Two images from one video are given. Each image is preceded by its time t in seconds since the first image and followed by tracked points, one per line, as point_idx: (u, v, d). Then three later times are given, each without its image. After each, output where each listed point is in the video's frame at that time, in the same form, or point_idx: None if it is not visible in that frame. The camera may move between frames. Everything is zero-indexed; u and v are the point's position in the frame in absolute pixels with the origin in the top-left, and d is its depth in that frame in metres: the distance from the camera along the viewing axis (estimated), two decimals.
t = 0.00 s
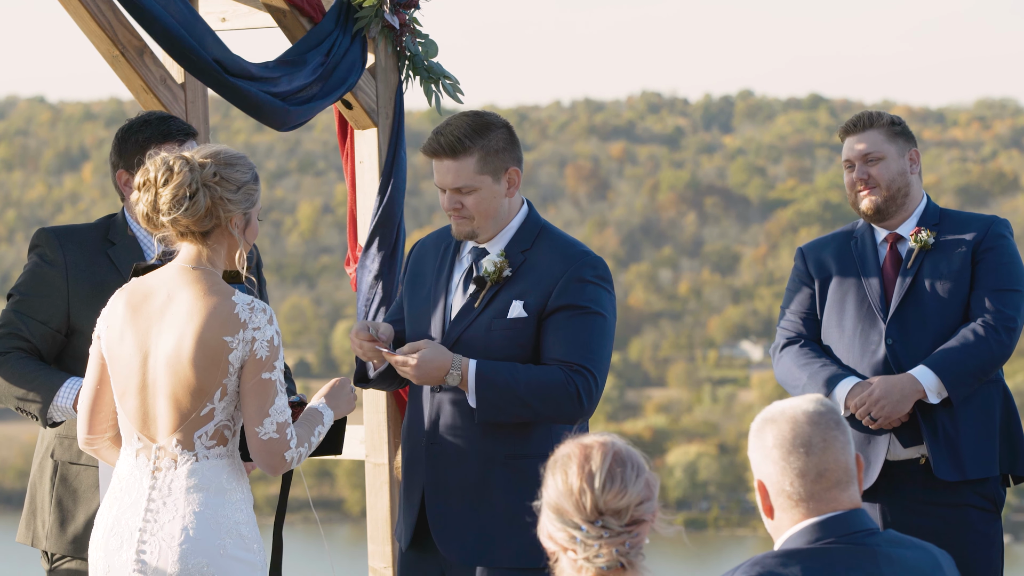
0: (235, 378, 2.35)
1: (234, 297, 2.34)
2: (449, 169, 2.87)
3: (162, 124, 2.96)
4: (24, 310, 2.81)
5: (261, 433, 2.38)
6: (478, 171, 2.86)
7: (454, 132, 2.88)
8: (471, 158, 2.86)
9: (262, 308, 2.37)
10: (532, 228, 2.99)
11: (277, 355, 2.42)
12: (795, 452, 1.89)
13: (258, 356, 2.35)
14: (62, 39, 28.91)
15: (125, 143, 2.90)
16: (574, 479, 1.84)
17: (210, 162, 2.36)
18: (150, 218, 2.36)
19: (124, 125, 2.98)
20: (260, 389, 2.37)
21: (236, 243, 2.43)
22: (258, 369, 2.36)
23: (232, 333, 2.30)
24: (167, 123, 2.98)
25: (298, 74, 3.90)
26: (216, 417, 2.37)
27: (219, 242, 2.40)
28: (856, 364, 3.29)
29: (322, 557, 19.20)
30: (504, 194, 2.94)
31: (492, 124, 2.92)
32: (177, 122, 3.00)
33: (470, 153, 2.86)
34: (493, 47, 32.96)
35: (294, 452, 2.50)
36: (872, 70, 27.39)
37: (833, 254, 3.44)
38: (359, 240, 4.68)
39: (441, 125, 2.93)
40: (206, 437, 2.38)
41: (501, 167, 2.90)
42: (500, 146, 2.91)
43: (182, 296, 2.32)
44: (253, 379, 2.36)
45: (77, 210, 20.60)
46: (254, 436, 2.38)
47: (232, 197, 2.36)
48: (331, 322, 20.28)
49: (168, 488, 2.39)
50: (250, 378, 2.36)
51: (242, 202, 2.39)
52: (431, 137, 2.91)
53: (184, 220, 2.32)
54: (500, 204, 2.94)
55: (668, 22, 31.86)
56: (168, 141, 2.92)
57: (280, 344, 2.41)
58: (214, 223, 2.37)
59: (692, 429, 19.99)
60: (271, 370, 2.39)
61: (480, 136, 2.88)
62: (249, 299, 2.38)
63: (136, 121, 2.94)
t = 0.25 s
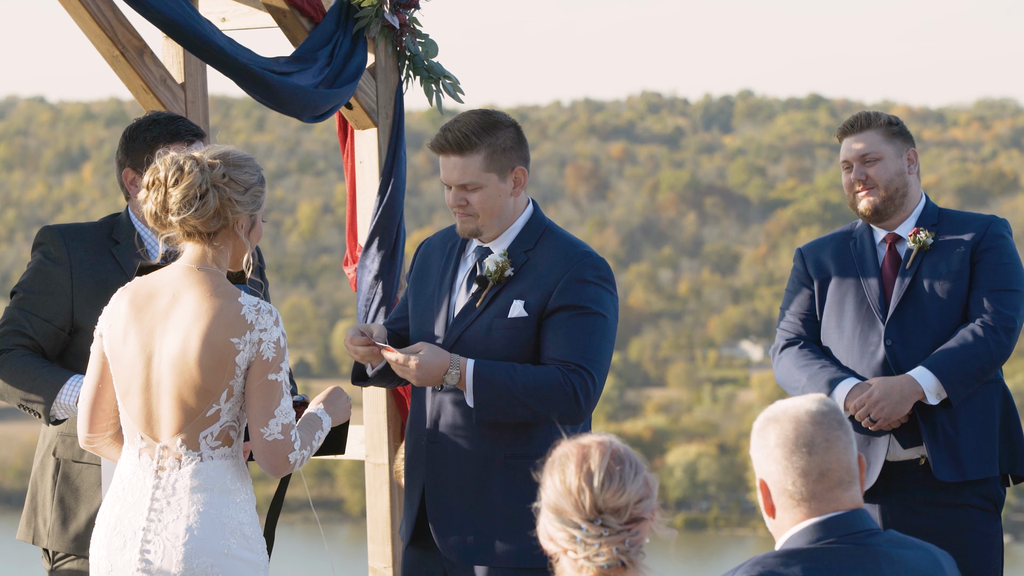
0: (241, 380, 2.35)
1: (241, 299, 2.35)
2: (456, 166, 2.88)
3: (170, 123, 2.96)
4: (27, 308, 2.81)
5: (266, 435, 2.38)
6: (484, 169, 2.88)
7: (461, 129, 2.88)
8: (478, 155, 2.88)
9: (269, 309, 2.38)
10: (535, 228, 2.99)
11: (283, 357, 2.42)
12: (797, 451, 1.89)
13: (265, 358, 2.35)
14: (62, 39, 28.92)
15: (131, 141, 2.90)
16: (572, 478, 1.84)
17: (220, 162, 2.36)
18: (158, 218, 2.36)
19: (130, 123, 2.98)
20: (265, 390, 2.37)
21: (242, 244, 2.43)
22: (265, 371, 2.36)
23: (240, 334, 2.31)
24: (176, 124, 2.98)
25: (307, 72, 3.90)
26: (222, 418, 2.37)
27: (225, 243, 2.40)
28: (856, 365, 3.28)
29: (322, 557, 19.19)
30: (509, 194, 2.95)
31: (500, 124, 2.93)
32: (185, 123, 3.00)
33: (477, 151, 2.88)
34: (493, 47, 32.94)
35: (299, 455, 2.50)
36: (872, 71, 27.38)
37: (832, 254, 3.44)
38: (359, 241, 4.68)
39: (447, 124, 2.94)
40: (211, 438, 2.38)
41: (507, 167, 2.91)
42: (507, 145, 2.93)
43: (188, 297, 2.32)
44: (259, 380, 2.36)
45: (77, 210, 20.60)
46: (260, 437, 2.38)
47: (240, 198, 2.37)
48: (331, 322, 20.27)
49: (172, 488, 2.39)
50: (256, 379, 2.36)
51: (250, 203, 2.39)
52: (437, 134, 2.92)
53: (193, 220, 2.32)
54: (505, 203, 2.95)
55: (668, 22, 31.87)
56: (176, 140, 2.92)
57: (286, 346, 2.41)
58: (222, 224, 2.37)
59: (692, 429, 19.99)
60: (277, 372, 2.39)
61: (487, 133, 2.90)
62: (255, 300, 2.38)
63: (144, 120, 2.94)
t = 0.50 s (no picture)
0: (241, 379, 2.36)
1: (239, 299, 2.35)
2: (460, 168, 2.89)
3: (174, 123, 2.96)
4: (28, 307, 2.80)
5: (269, 436, 2.39)
6: (489, 171, 2.88)
7: (467, 132, 2.89)
8: (483, 157, 2.88)
9: (267, 309, 2.38)
10: (539, 228, 2.99)
11: (282, 357, 2.42)
12: (798, 451, 1.89)
13: (264, 358, 2.36)
14: (62, 39, 28.92)
15: (134, 140, 2.90)
16: (570, 480, 1.84)
17: (217, 161, 2.36)
18: (155, 217, 2.36)
19: (134, 122, 2.98)
20: (265, 390, 2.37)
21: (240, 244, 2.43)
22: (265, 371, 2.37)
23: (239, 334, 2.31)
24: (180, 124, 2.98)
25: (302, 73, 3.91)
26: (222, 418, 2.37)
27: (222, 242, 2.39)
28: (856, 365, 3.29)
29: (322, 556, 19.19)
30: (513, 196, 2.95)
31: (504, 126, 2.93)
32: (189, 123, 3.00)
33: (481, 153, 2.88)
34: (494, 47, 32.92)
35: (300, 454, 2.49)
36: (872, 71, 27.37)
37: (832, 254, 3.44)
38: (359, 241, 4.68)
39: (452, 125, 2.94)
40: (211, 438, 2.38)
41: (512, 169, 2.92)
42: (512, 147, 2.94)
43: (186, 298, 2.32)
44: (260, 381, 2.37)
45: (77, 210, 20.59)
46: (262, 438, 2.39)
47: (237, 198, 2.37)
48: (331, 322, 20.25)
49: (172, 488, 2.39)
50: (256, 379, 2.36)
51: (247, 202, 2.39)
52: (442, 136, 2.93)
53: (190, 219, 2.33)
54: (510, 205, 2.95)
55: (669, 22, 31.86)
56: (180, 140, 2.92)
57: (285, 346, 2.42)
58: (220, 223, 2.37)
59: (692, 429, 19.98)
60: (278, 373, 2.40)
61: (492, 136, 2.90)
62: (253, 300, 2.38)
63: (148, 119, 2.94)
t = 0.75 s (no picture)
0: (233, 377, 2.35)
1: (228, 295, 2.34)
2: (463, 169, 2.88)
3: (175, 123, 2.95)
4: (28, 308, 2.81)
5: (268, 431, 2.39)
6: (490, 172, 2.88)
7: (468, 132, 2.89)
8: (484, 158, 2.88)
9: (257, 304, 2.37)
10: (544, 229, 3.00)
11: (275, 355, 2.41)
12: (798, 451, 1.89)
13: (255, 356, 2.35)
14: (62, 39, 28.93)
15: (135, 141, 2.89)
16: (567, 480, 1.84)
17: (207, 157, 2.37)
18: (145, 211, 2.37)
19: (135, 122, 2.97)
20: (256, 387, 2.37)
21: (234, 240, 2.42)
22: (258, 369, 2.37)
23: (228, 330, 2.30)
24: (182, 125, 2.97)
25: (296, 73, 3.89)
26: (214, 416, 2.36)
27: (215, 239, 2.40)
28: (855, 364, 3.29)
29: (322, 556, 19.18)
30: (515, 196, 2.95)
31: (506, 127, 2.93)
32: (190, 124, 2.99)
33: (483, 154, 2.88)
34: (494, 47, 32.94)
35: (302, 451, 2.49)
36: (873, 71, 27.35)
37: (833, 254, 3.43)
38: (360, 241, 4.68)
39: (453, 127, 2.94)
40: (203, 437, 2.37)
41: (513, 170, 2.91)
42: (513, 148, 2.93)
43: (177, 296, 2.32)
44: (253, 379, 2.37)
45: (77, 210, 20.59)
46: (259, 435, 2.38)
47: (227, 193, 2.36)
48: (331, 321, 20.24)
49: (165, 487, 2.39)
50: (249, 376, 2.36)
51: (239, 199, 2.39)
52: (443, 137, 2.92)
53: (176, 212, 2.33)
54: (511, 205, 2.95)
55: (669, 22, 31.86)
56: (182, 141, 2.92)
57: (278, 343, 2.41)
58: (213, 219, 2.37)
59: (692, 428, 19.99)
60: (272, 370, 2.40)
61: (494, 137, 2.90)
62: (244, 296, 2.38)
63: (150, 119, 2.94)
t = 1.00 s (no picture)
0: (227, 376, 2.35)
1: (225, 295, 2.33)
2: (463, 171, 2.89)
3: (175, 125, 2.95)
4: (27, 310, 2.81)
5: (264, 431, 2.39)
6: (491, 175, 2.88)
7: (468, 134, 2.89)
8: (485, 160, 2.88)
9: (252, 304, 2.36)
10: (547, 231, 3.01)
11: (271, 355, 2.41)
12: (798, 451, 1.89)
13: (250, 356, 2.35)
14: (61, 39, 28.94)
15: (134, 142, 2.89)
16: (567, 480, 1.84)
17: (208, 157, 2.38)
18: (146, 210, 2.37)
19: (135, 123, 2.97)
20: (251, 386, 2.37)
21: (235, 240, 2.42)
22: (253, 369, 2.36)
23: (222, 330, 2.29)
24: (182, 126, 2.97)
25: (291, 74, 3.88)
26: (208, 416, 2.36)
27: (216, 239, 2.40)
28: (855, 365, 3.29)
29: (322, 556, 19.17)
30: (516, 197, 2.95)
31: (506, 129, 2.93)
32: (190, 125, 2.99)
33: (484, 156, 2.88)
34: (494, 47, 32.96)
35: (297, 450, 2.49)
36: (873, 71, 27.36)
37: (832, 255, 3.44)
38: (359, 241, 4.68)
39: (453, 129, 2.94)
40: (197, 436, 2.37)
41: (515, 172, 2.91)
42: (514, 149, 2.93)
43: (173, 295, 2.32)
44: (248, 379, 2.37)
45: (77, 210, 20.58)
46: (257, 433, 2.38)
47: (228, 193, 2.36)
48: (331, 321, 20.22)
49: (160, 487, 2.39)
50: (244, 376, 2.36)
51: (240, 199, 2.39)
52: (444, 139, 2.92)
53: (177, 211, 2.32)
54: (512, 207, 2.95)
55: (669, 21, 31.89)
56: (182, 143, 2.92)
57: (273, 343, 2.41)
58: (214, 220, 2.37)
59: (691, 428, 19.98)
60: (267, 371, 2.39)
61: (495, 139, 2.90)
62: (239, 296, 2.37)
63: (150, 120, 2.93)
